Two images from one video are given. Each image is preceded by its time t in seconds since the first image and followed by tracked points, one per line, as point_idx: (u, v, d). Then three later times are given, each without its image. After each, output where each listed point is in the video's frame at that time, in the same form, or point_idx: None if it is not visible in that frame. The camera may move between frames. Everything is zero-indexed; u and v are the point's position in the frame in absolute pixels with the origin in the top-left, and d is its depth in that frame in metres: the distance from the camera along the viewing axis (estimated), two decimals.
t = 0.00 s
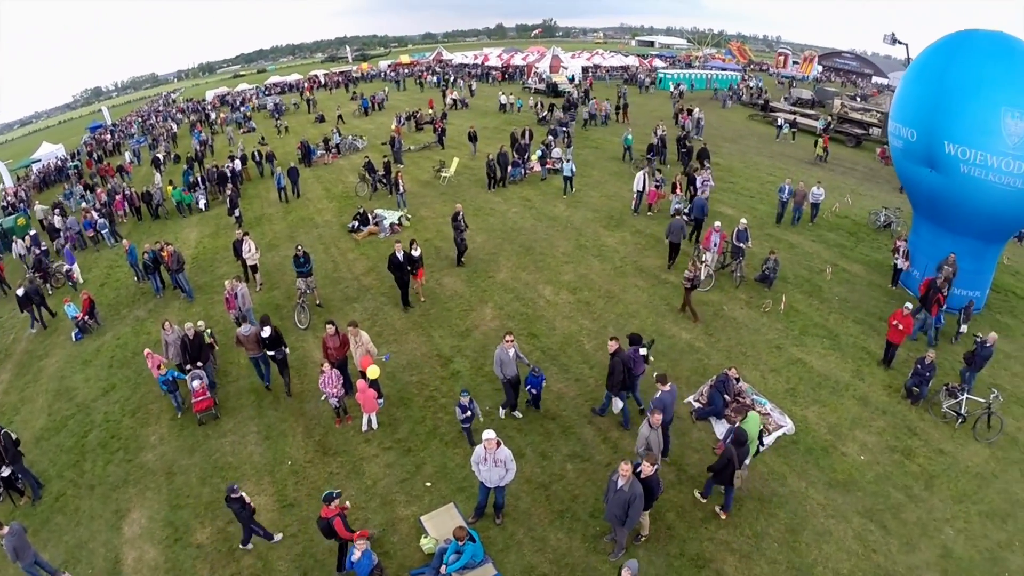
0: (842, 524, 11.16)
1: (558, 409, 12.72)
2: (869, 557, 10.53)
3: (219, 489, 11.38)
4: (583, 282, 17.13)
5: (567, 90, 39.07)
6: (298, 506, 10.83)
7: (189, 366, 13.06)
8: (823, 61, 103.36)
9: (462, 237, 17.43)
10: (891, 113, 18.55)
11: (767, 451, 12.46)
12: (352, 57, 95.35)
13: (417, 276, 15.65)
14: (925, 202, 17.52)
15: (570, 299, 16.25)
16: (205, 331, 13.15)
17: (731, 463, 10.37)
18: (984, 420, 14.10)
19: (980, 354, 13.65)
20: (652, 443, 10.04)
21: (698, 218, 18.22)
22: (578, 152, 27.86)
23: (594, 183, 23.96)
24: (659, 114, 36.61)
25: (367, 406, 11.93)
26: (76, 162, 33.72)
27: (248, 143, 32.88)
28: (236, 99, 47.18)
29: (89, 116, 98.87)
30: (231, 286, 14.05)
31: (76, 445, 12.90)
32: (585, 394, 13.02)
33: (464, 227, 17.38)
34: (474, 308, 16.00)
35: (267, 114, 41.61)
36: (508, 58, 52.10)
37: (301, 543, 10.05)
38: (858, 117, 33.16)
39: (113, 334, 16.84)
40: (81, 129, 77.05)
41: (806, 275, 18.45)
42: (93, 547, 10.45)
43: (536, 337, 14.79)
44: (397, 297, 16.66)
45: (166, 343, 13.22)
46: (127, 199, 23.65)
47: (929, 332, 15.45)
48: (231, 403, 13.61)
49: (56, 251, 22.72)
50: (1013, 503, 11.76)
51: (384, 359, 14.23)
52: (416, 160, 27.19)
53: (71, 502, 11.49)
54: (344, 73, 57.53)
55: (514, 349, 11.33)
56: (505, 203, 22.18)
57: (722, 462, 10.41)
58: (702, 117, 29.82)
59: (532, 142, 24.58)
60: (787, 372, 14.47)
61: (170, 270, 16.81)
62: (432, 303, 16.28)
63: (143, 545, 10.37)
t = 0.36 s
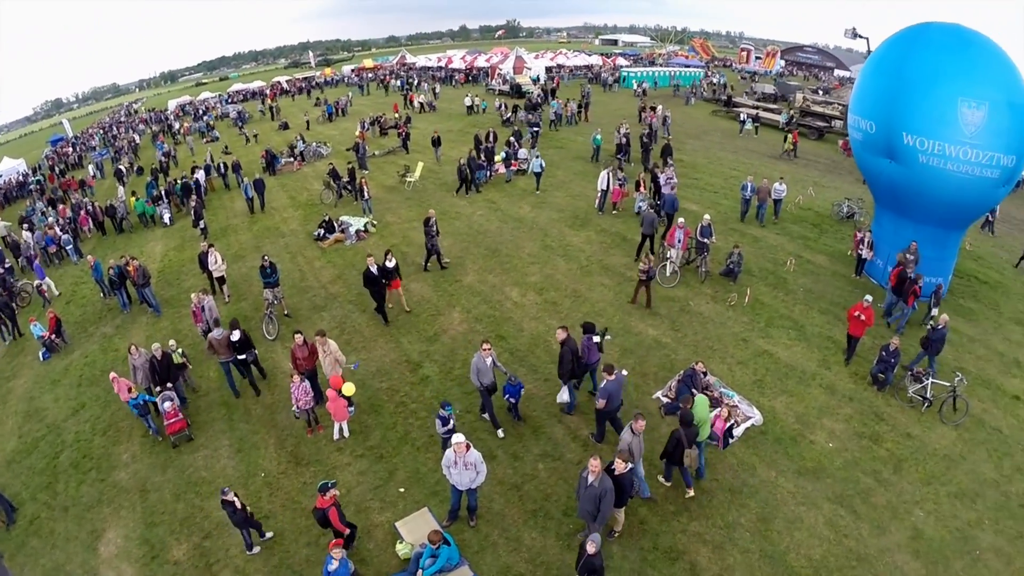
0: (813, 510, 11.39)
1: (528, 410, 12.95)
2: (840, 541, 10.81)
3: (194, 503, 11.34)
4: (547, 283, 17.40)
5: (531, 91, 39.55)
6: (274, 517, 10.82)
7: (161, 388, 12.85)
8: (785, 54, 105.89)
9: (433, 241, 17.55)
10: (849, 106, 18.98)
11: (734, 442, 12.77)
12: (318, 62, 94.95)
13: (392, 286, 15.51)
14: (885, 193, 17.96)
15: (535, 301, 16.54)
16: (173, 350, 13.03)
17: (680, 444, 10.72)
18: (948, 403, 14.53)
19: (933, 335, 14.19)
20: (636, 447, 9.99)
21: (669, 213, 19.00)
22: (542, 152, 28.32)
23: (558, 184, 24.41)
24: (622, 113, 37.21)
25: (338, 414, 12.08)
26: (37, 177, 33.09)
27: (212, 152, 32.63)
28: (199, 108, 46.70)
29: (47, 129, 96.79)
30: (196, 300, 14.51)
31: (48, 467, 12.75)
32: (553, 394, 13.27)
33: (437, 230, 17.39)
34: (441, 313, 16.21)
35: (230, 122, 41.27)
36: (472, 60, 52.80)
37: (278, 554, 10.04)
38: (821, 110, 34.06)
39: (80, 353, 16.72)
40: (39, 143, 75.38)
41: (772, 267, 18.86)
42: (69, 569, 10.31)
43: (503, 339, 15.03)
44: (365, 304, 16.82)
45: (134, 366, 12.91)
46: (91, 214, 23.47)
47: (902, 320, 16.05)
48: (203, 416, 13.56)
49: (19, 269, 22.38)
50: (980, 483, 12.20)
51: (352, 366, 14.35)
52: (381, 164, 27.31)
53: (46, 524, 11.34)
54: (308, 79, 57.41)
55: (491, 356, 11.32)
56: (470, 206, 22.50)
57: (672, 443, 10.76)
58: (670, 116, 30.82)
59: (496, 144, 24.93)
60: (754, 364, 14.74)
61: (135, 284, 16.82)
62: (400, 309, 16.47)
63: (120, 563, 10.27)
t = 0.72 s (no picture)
0: (785, 498, 11.59)
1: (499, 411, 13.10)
2: (814, 527, 11.01)
3: (170, 519, 11.23)
4: (514, 284, 17.54)
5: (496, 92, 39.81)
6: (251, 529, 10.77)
7: (132, 411, 12.60)
8: (747, 49, 108.32)
9: (409, 245, 17.62)
10: (811, 100, 19.30)
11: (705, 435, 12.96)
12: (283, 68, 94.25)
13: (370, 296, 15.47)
14: (848, 184, 18.32)
15: (503, 303, 16.64)
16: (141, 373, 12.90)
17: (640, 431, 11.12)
18: (917, 388, 14.92)
19: (887, 316, 14.56)
20: (624, 449, 10.33)
21: (640, 206, 19.56)
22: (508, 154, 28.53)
23: (524, 186, 24.63)
24: (587, 113, 37.63)
25: (309, 424, 12.06)
26: None
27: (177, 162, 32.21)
28: (162, 118, 46.04)
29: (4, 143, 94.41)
30: (164, 314, 14.75)
31: (19, 489, 12.50)
32: (524, 396, 13.42)
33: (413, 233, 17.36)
34: (411, 318, 16.28)
35: (194, 131, 40.75)
36: (436, 63, 53.12)
37: (257, 566, 9.98)
38: (784, 105, 34.93)
39: (48, 372, 16.47)
40: None
41: (738, 261, 19.18)
42: None
43: (472, 341, 15.13)
44: (334, 312, 16.83)
45: (101, 391, 12.45)
46: (54, 230, 23.13)
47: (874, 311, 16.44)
48: (175, 431, 13.42)
49: None
50: (949, 464, 12.58)
51: (322, 374, 14.35)
52: (347, 170, 27.26)
53: (20, 547, 11.11)
54: (272, 85, 57.03)
55: (469, 367, 11.37)
56: (437, 209, 22.58)
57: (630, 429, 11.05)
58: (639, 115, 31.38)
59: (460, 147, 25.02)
60: (723, 358, 14.96)
61: (102, 299, 16.75)
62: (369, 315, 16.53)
63: None
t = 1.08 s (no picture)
0: (761, 488, 11.74)
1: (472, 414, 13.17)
2: (790, 516, 11.17)
3: (146, 537, 11.06)
4: (485, 286, 17.62)
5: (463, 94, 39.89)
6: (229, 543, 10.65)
7: (107, 435, 12.25)
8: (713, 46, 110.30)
9: (384, 249, 17.41)
10: (775, 95, 19.58)
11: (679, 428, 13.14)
12: (250, 74, 93.22)
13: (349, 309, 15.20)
14: (814, 177, 18.60)
15: (474, 305, 16.71)
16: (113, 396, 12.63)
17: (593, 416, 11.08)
18: (887, 374, 15.24)
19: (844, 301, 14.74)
20: (615, 451, 10.18)
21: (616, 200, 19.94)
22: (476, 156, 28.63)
23: (492, 187, 24.76)
24: (554, 113, 37.86)
25: (283, 434, 11.97)
26: None
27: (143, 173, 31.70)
28: (125, 129, 45.18)
29: None
30: (133, 330, 14.58)
31: None
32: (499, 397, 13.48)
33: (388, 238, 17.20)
34: (383, 323, 16.28)
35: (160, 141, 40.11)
36: (402, 65, 53.15)
37: None
38: (749, 101, 35.67)
39: (17, 393, 16.11)
40: None
41: (706, 256, 19.44)
42: None
43: (445, 345, 15.18)
44: (306, 320, 16.77)
45: (73, 417, 12.14)
46: (18, 246, 22.62)
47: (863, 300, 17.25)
48: (147, 447, 13.19)
49: None
50: (921, 448, 12.90)
51: (294, 383, 14.28)
52: (314, 176, 27.12)
53: None
54: (237, 92, 56.36)
55: (451, 375, 11.19)
56: (406, 214, 22.58)
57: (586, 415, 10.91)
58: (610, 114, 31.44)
59: (427, 150, 25.10)
60: (693, 352, 15.17)
61: (70, 315, 16.47)
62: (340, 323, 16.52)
63: None
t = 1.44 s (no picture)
0: (740, 481, 11.84)
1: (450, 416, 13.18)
2: (770, 507, 11.27)
3: (126, 551, 10.89)
4: (460, 288, 17.64)
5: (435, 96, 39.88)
6: (210, 555, 10.53)
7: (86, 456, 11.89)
8: (684, 44, 111.81)
9: (368, 254, 17.57)
10: (745, 91, 19.80)
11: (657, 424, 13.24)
12: (222, 80, 92.26)
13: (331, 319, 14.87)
14: (785, 171, 18.82)
15: (449, 307, 16.72)
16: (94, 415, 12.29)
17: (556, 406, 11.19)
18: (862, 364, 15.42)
19: (798, 289, 15.10)
20: (612, 456, 10.50)
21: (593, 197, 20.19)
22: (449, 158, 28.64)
23: (465, 189, 24.81)
24: (526, 114, 38.02)
25: (259, 444, 11.86)
26: None
27: (114, 183, 31.21)
28: (94, 138, 44.39)
29: None
30: (106, 342, 14.39)
31: None
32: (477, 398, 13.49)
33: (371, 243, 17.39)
34: (358, 328, 16.24)
35: (130, 149, 39.50)
36: (373, 69, 53.07)
37: None
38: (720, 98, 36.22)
39: None
40: None
41: (680, 252, 19.64)
42: None
43: (421, 348, 15.18)
44: (281, 327, 16.67)
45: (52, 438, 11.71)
46: None
47: (845, 292, 17.76)
48: (124, 460, 12.97)
49: None
50: (898, 436, 13.11)
51: (270, 391, 14.16)
52: (286, 182, 26.93)
53: None
54: (207, 99, 55.71)
55: (441, 383, 11.23)
56: (379, 217, 22.54)
57: (549, 406, 10.95)
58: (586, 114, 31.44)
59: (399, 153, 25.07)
60: (669, 348, 15.31)
61: (42, 330, 16.19)
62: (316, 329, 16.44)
63: None
